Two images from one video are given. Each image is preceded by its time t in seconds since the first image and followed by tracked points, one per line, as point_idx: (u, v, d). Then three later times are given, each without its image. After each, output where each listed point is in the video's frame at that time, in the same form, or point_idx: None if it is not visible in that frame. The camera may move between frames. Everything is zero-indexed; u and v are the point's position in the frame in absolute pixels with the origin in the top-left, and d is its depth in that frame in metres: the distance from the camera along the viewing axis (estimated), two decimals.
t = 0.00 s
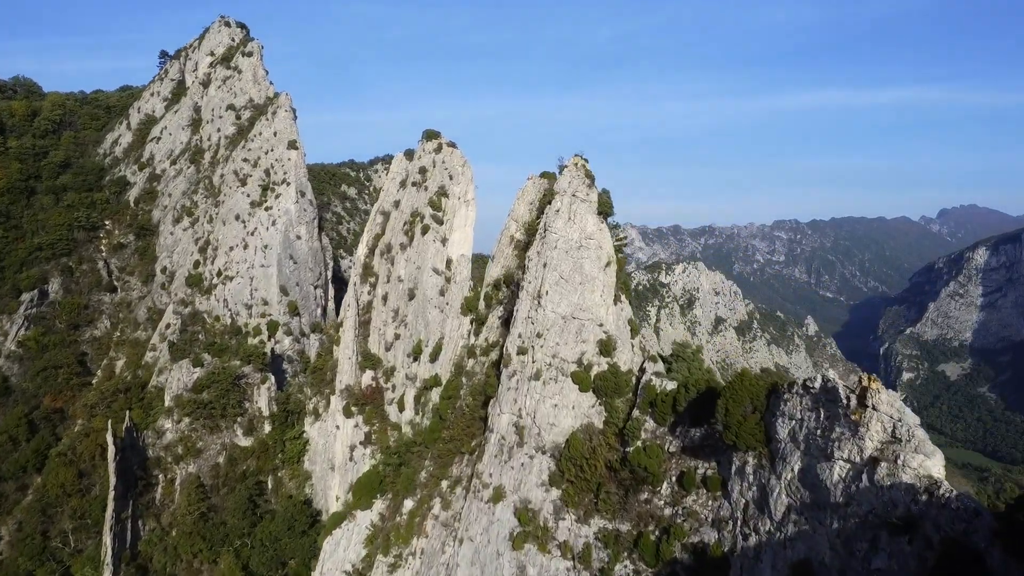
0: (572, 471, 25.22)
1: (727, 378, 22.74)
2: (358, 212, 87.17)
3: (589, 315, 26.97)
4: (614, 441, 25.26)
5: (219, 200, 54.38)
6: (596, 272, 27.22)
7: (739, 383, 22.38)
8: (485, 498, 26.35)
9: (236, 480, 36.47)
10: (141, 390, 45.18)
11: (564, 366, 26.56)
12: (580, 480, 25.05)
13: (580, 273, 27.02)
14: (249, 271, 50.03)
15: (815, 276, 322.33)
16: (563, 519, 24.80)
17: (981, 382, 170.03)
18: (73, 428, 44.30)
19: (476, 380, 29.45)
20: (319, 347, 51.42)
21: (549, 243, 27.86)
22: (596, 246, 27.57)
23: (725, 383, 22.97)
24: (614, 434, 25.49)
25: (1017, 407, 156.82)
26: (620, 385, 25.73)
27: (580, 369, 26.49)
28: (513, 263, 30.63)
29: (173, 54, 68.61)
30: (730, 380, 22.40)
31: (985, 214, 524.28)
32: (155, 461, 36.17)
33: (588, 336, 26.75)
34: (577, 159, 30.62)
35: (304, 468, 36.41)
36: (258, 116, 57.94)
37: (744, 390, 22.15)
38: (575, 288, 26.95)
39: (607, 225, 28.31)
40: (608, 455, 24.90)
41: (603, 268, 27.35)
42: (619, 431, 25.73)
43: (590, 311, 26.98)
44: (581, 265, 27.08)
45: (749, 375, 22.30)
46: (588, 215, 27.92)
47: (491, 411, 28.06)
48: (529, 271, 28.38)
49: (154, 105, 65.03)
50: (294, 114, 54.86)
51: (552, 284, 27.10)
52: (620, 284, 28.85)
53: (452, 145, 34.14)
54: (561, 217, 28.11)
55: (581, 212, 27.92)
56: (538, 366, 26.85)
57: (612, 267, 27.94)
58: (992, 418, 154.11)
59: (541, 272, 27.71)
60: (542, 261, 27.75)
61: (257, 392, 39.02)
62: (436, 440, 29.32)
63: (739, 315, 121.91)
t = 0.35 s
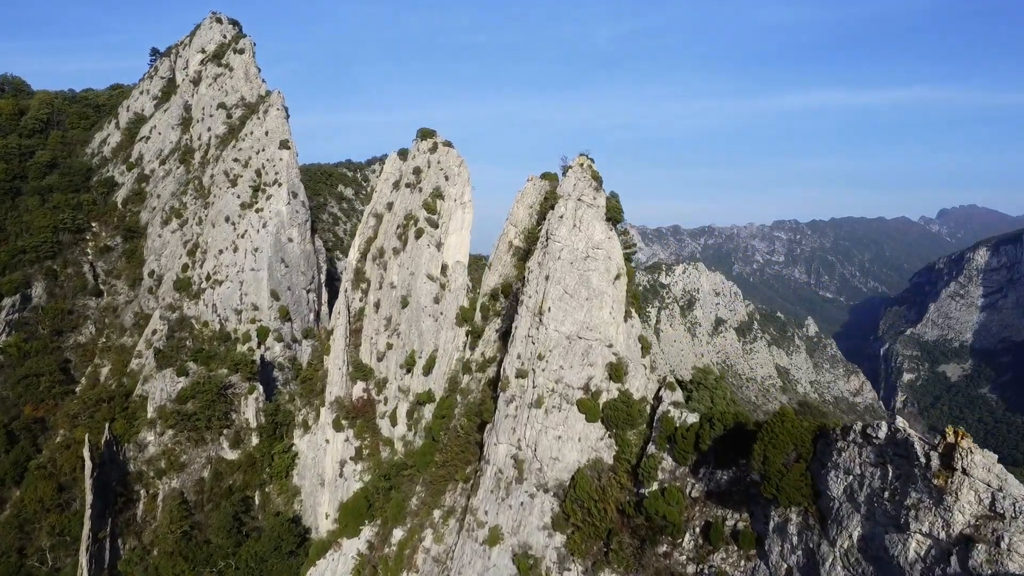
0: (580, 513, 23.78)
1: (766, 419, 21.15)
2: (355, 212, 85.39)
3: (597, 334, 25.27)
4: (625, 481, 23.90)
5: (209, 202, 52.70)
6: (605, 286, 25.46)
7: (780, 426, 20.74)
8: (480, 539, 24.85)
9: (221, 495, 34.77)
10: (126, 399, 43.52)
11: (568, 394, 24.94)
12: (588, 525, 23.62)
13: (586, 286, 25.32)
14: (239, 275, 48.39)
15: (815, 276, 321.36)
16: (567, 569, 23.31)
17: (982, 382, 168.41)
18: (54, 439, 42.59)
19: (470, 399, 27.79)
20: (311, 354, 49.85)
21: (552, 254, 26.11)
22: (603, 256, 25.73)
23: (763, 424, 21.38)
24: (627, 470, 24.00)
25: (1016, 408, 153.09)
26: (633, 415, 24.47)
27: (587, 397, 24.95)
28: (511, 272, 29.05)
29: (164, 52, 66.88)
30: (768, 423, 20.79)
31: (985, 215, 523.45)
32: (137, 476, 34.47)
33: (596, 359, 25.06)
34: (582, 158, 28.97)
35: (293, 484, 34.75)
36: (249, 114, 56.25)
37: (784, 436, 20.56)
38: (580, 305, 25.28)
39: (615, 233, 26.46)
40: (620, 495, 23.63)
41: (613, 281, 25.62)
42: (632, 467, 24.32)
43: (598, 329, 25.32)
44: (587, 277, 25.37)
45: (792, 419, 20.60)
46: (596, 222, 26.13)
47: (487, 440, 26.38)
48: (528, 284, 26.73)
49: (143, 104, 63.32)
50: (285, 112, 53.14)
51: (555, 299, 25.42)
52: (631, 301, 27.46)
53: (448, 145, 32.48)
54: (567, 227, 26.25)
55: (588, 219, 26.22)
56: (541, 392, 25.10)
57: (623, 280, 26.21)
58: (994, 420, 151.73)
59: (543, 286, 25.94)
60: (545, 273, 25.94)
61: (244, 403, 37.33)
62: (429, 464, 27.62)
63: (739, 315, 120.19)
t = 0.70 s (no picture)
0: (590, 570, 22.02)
1: (823, 482, 19.37)
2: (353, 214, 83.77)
3: (607, 361, 23.73)
4: (641, 536, 22.15)
5: (198, 204, 51.02)
6: (616, 307, 23.84)
7: (840, 491, 19.01)
8: None
9: (206, 514, 33.11)
10: (109, 409, 41.94)
11: (575, 431, 23.54)
12: None
13: (595, 306, 23.81)
14: (229, 279, 46.76)
15: (815, 276, 319.54)
16: None
17: (983, 385, 169.75)
18: (34, 452, 40.82)
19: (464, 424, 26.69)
20: (303, 361, 48.23)
21: (558, 271, 24.65)
22: (614, 273, 24.14)
23: (818, 485, 19.62)
24: (644, 523, 22.21)
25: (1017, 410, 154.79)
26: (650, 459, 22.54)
27: (597, 435, 23.42)
28: (509, 283, 27.51)
29: (155, 50, 65.13)
30: (829, 488, 18.95)
31: (984, 215, 523.05)
32: (117, 494, 32.77)
33: (607, 392, 23.45)
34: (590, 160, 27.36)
35: (281, 501, 33.12)
36: (241, 114, 54.55)
37: (846, 504, 18.82)
38: (589, 331, 23.80)
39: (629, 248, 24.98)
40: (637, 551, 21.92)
41: (625, 300, 24.07)
42: (649, 518, 22.56)
43: (608, 357, 23.76)
44: (597, 295, 23.80)
45: (857, 483, 18.87)
46: (606, 234, 24.55)
47: (482, 478, 25.24)
48: (530, 300, 25.39)
49: (133, 104, 61.60)
50: (278, 112, 51.43)
51: (560, 322, 23.99)
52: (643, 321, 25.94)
53: (445, 145, 30.83)
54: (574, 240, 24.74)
55: (598, 232, 24.55)
56: (543, 428, 23.84)
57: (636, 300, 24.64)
58: (995, 422, 154.11)
59: (547, 305, 24.58)
60: (550, 292, 24.58)
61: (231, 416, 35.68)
62: (418, 496, 26.42)
63: (739, 316, 118.56)
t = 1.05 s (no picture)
0: None
1: None
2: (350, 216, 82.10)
3: (620, 412, 22.09)
4: None
5: (187, 209, 49.38)
6: (630, 349, 22.31)
7: None
8: None
9: (190, 538, 31.53)
10: (91, 424, 40.03)
11: (584, 495, 21.69)
12: None
13: (606, 349, 22.24)
14: (218, 287, 45.10)
15: (815, 276, 319.70)
16: None
17: (984, 385, 168.06)
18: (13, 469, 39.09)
19: (461, 459, 25.24)
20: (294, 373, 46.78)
21: (564, 306, 23.07)
22: (628, 310, 22.68)
23: None
24: None
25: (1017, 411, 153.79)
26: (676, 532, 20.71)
27: (610, 498, 21.58)
28: (507, 301, 26.52)
29: (145, 50, 63.47)
30: None
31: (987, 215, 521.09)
32: (95, 517, 31.10)
33: (621, 448, 21.73)
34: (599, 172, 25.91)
35: (268, 525, 31.39)
36: (232, 116, 52.93)
37: None
38: (601, 377, 22.16)
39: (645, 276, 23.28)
40: None
41: (639, 340, 22.47)
42: None
43: (623, 406, 22.09)
44: (609, 335, 22.29)
45: None
46: (619, 265, 23.02)
47: (477, 538, 23.41)
48: (532, 336, 23.89)
49: (122, 105, 59.95)
50: (269, 114, 49.80)
51: (566, 365, 22.37)
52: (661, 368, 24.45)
53: (441, 150, 29.27)
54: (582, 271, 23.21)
55: (609, 260, 22.91)
56: (547, 489, 22.17)
57: (653, 339, 22.99)
58: (997, 423, 153.43)
59: (552, 345, 23.05)
60: (554, 330, 23.09)
61: (216, 434, 34.36)
62: (409, 540, 24.68)
63: (740, 317, 116.80)
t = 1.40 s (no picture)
0: None
1: None
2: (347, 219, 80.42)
3: (640, 481, 19.32)
4: None
5: (176, 214, 47.71)
6: (651, 406, 19.50)
7: None
8: None
9: (172, 564, 29.97)
10: (72, 440, 37.23)
11: None
12: None
13: (622, 405, 19.50)
14: (206, 296, 43.45)
15: (815, 277, 318.28)
16: None
17: (986, 387, 166.33)
18: None
19: (454, 502, 22.91)
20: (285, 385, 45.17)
21: (573, 353, 20.47)
22: (648, 359, 19.87)
23: None
24: None
25: (1018, 412, 152.41)
26: None
27: None
28: (506, 327, 24.33)
29: (134, 50, 61.84)
30: None
31: (987, 215, 519.79)
32: (71, 543, 29.60)
33: (641, 528, 18.84)
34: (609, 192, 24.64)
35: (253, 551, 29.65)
36: (222, 118, 51.28)
37: None
38: (617, 442, 19.40)
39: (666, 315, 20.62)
40: None
41: (660, 394, 19.72)
42: None
43: (642, 477, 19.26)
44: (627, 391, 19.52)
45: None
46: (638, 305, 20.25)
47: None
48: (536, 387, 21.29)
49: (111, 106, 58.32)
50: (260, 115, 48.11)
51: (575, 424, 19.74)
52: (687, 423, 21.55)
53: (436, 156, 27.71)
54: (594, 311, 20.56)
55: (624, 299, 20.26)
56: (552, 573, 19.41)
57: (674, 393, 20.29)
58: (998, 426, 151.92)
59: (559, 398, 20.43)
60: (561, 381, 20.47)
61: (202, 454, 32.70)
62: None
63: (740, 319, 115.33)
